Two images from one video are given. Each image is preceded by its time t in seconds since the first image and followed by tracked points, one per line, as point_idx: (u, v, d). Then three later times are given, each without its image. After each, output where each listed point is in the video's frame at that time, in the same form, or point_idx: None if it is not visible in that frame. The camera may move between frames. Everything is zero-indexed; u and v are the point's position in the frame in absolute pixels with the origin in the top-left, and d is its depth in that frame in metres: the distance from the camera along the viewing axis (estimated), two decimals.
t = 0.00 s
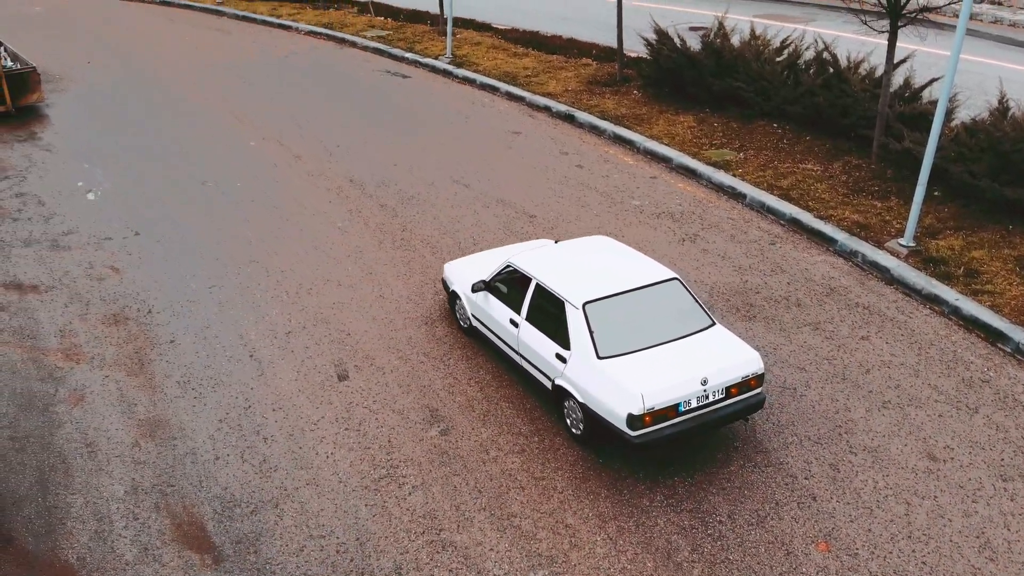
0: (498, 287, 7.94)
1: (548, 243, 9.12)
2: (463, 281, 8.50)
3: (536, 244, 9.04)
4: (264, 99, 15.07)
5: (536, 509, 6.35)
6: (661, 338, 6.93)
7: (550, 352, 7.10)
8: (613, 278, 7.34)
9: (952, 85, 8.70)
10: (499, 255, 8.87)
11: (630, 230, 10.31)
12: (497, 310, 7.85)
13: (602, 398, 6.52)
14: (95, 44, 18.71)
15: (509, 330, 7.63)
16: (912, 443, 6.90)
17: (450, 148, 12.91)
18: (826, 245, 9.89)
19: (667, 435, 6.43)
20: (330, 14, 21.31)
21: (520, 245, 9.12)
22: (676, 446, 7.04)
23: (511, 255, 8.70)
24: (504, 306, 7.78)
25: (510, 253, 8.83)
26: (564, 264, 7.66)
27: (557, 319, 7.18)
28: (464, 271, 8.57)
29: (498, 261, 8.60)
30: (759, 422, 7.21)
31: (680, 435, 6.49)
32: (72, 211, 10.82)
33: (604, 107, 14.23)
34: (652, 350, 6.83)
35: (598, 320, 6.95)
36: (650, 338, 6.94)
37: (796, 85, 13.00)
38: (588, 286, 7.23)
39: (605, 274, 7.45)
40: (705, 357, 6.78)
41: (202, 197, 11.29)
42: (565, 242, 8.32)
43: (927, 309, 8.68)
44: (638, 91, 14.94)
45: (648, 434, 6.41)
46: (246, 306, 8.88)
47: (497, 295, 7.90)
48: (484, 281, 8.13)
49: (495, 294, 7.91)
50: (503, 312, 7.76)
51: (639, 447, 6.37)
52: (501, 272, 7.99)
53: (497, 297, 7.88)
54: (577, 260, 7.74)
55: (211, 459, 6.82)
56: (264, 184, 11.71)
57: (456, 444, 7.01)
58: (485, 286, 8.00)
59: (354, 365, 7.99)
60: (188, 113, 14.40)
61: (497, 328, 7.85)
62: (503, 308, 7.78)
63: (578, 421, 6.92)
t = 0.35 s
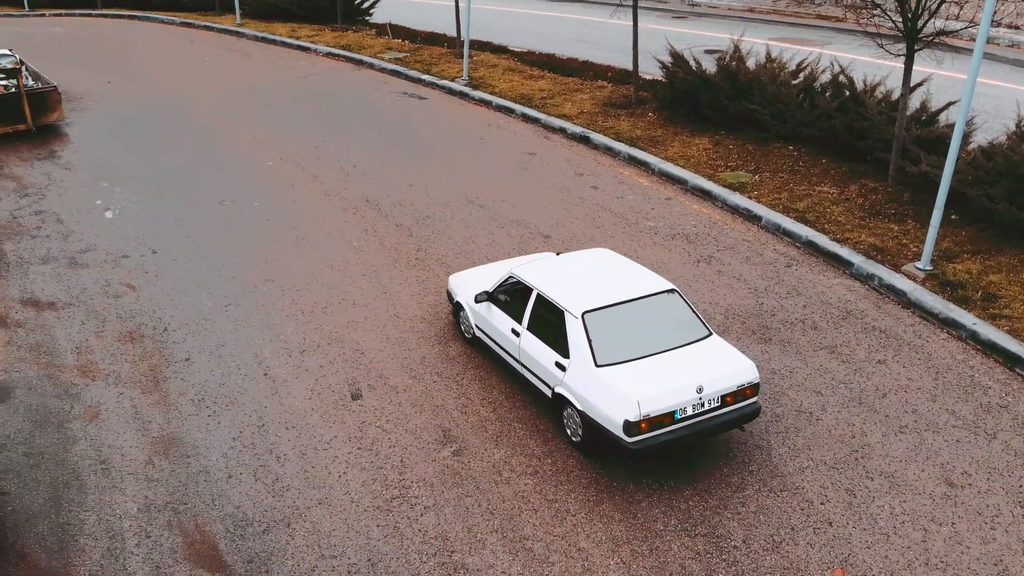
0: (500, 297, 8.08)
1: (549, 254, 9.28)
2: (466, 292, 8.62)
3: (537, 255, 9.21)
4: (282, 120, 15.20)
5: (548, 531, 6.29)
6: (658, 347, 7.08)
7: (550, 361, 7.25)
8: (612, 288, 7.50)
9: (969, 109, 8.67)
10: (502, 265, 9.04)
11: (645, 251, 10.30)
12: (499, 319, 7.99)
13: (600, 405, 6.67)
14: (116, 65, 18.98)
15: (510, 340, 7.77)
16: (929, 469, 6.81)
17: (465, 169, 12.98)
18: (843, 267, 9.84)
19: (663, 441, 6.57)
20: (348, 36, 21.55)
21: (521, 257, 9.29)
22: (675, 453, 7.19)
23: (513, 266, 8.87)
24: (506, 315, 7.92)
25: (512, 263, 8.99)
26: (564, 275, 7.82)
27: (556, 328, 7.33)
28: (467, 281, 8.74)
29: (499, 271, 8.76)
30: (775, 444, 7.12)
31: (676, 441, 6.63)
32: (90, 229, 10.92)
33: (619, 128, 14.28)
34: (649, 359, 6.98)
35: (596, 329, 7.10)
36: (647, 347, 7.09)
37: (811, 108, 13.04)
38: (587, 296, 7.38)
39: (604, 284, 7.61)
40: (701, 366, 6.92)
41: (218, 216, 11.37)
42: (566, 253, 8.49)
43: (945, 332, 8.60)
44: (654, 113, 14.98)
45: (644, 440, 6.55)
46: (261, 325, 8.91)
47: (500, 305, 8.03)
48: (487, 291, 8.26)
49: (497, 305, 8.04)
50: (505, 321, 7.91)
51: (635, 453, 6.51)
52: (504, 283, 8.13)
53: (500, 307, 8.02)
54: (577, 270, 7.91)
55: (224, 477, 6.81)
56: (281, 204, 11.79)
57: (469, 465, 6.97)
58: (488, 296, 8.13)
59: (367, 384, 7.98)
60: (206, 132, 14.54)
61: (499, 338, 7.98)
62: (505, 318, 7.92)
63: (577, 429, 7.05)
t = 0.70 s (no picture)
0: (502, 304, 8.25)
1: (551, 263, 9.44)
2: (470, 300, 8.81)
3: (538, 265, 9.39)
4: (296, 135, 15.32)
5: (559, 548, 6.24)
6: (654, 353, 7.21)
7: (549, 365, 7.38)
8: (610, 295, 7.65)
9: (984, 128, 8.63)
10: (504, 274, 9.21)
11: (658, 268, 10.28)
12: (500, 326, 8.15)
13: (596, 408, 6.77)
14: (135, 81, 19.22)
15: (511, 345, 7.93)
16: (944, 489, 6.73)
17: (479, 185, 13.03)
18: (857, 286, 9.78)
19: (659, 445, 6.67)
20: (364, 54, 21.74)
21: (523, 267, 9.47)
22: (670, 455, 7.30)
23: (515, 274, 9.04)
24: (508, 322, 8.08)
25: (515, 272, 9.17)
26: (565, 282, 7.98)
27: (555, 334, 7.48)
28: (470, 289, 8.91)
29: (501, 279, 8.94)
30: (788, 463, 7.04)
31: (671, 444, 6.73)
32: (106, 242, 11.00)
33: (632, 145, 14.31)
34: (645, 363, 7.10)
35: (594, 334, 7.24)
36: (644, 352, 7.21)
37: (825, 126, 13.04)
38: (587, 303, 7.53)
39: (602, 291, 7.76)
40: (696, 371, 7.02)
41: (233, 231, 11.44)
42: (567, 262, 8.66)
43: (960, 352, 8.52)
44: (667, 130, 15.00)
45: (640, 443, 6.63)
46: (274, 339, 8.93)
47: (502, 312, 8.21)
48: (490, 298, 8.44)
49: (500, 311, 8.22)
50: (506, 327, 8.07)
51: (631, 456, 6.60)
52: (506, 290, 8.31)
53: (502, 314, 8.19)
54: (576, 278, 8.07)
55: (235, 491, 6.80)
56: (296, 219, 11.85)
57: (480, 481, 6.93)
58: (490, 303, 8.30)
59: (379, 399, 7.97)
60: (222, 148, 14.67)
61: (501, 343, 8.14)
62: (507, 324, 8.08)
63: (576, 432, 7.14)
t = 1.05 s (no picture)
0: (502, 307, 8.44)
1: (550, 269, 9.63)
2: (471, 303, 8.98)
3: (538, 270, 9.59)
4: (309, 148, 15.40)
5: (568, 563, 6.19)
6: (648, 354, 7.39)
7: (546, 367, 7.56)
8: (606, 299, 7.84)
9: (998, 143, 8.58)
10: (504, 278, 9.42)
11: (670, 281, 10.25)
12: (499, 328, 8.33)
13: (590, 406, 6.96)
14: (151, 93, 19.40)
15: (509, 347, 8.11)
16: (958, 507, 6.65)
17: (491, 197, 13.07)
18: (871, 301, 9.72)
19: (651, 444, 6.84)
20: (378, 67, 21.88)
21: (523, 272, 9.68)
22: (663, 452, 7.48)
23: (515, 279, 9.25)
24: (507, 324, 8.27)
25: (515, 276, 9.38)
26: (563, 286, 8.18)
27: (552, 335, 7.67)
28: (471, 293, 9.12)
29: (501, 284, 9.16)
30: (801, 480, 6.98)
31: (663, 444, 6.91)
32: (120, 253, 11.07)
33: (644, 159, 14.32)
34: (638, 364, 7.29)
35: (590, 336, 7.43)
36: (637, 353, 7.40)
37: (839, 141, 13.02)
38: (583, 306, 7.72)
39: (598, 295, 7.97)
40: (689, 373, 7.20)
41: (246, 242, 11.49)
42: (566, 267, 8.86)
43: (974, 369, 8.44)
44: (680, 144, 15.01)
45: (632, 441, 6.82)
46: (286, 350, 8.95)
47: (501, 315, 8.39)
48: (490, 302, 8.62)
49: (499, 314, 8.39)
50: (505, 329, 8.26)
51: (624, 454, 6.78)
52: (506, 294, 8.50)
53: (500, 316, 8.37)
54: (574, 282, 8.27)
55: (245, 503, 6.80)
56: (310, 231, 11.91)
57: (489, 495, 6.89)
58: (490, 307, 8.48)
59: (389, 411, 7.96)
60: (236, 160, 14.76)
61: (500, 346, 8.32)
62: (506, 327, 8.25)
63: (571, 432, 7.32)
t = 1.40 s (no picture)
0: (499, 308, 8.65)
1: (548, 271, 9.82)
2: (470, 305, 9.19)
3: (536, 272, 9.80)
4: (322, 160, 15.48)
5: None
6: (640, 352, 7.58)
7: (541, 365, 7.77)
8: (600, 298, 8.03)
9: (1012, 157, 8.53)
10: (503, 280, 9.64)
11: (682, 294, 10.22)
12: (496, 328, 8.54)
13: (582, 403, 7.16)
14: (165, 104, 19.57)
15: (506, 346, 8.32)
16: (972, 524, 6.58)
17: (503, 209, 13.10)
18: (884, 316, 9.66)
19: (641, 439, 7.03)
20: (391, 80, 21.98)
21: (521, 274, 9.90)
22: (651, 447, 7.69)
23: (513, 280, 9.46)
24: (504, 323, 8.47)
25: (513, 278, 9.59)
26: (558, 287, 8.39)
27: (547, 334, 7.86)
28: (470, 294, 9.35)
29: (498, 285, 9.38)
30: (813, 496, 6.91)
31: (652, 439, 7.09)
32: (133, 263, 11.13)
33: (656, 172, 14.32)
34: (629, 362, 7.48)
35: (583, 334, 7.62)
36: (629, 351, 7.58)
37: (851, 154, 12.99)
38: (577, 305, 7.92)
39: (593, 295, 8.15)
40: (678, 370, 7.38)
41: (259, 253, 11.53)
42: (562, 268, 9.06)
43: (988, 384, 8.37)
44: (692, 157, 15.02)
45: (622, 436, 7.01)
46: (297, 360, 8.96)
47: (499, 315, 8.58)
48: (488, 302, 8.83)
49: (496, 314, 8.60)
50: (501, 329, 8.47)
51: (613, 448, 6.97)
52: (504, 294, 8.71)
53: (498, 316, 8.57)
54: (570, 283, 8.46)
55: (255, 513, 6.79)
56: (322, 242, 11.95)
57: (499, 508, 6.85)
58: (488, 307, 8.70)
59: (399, 422, 7.95)
60: (249, 171, 14.84)
61: (497, 345, 8.53)
62: (503, 327, 8.46)
63: (565, 428, 7.50)
